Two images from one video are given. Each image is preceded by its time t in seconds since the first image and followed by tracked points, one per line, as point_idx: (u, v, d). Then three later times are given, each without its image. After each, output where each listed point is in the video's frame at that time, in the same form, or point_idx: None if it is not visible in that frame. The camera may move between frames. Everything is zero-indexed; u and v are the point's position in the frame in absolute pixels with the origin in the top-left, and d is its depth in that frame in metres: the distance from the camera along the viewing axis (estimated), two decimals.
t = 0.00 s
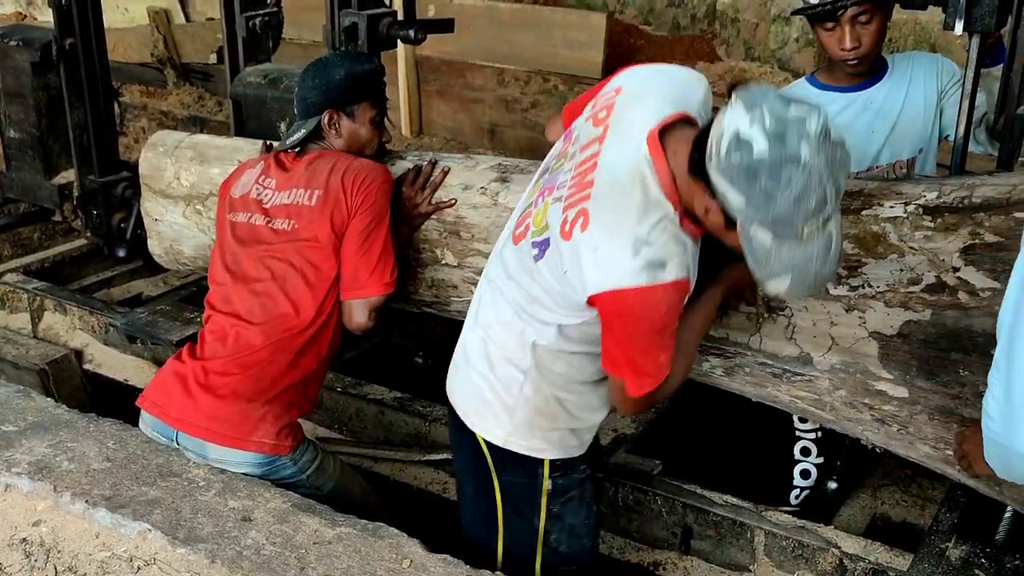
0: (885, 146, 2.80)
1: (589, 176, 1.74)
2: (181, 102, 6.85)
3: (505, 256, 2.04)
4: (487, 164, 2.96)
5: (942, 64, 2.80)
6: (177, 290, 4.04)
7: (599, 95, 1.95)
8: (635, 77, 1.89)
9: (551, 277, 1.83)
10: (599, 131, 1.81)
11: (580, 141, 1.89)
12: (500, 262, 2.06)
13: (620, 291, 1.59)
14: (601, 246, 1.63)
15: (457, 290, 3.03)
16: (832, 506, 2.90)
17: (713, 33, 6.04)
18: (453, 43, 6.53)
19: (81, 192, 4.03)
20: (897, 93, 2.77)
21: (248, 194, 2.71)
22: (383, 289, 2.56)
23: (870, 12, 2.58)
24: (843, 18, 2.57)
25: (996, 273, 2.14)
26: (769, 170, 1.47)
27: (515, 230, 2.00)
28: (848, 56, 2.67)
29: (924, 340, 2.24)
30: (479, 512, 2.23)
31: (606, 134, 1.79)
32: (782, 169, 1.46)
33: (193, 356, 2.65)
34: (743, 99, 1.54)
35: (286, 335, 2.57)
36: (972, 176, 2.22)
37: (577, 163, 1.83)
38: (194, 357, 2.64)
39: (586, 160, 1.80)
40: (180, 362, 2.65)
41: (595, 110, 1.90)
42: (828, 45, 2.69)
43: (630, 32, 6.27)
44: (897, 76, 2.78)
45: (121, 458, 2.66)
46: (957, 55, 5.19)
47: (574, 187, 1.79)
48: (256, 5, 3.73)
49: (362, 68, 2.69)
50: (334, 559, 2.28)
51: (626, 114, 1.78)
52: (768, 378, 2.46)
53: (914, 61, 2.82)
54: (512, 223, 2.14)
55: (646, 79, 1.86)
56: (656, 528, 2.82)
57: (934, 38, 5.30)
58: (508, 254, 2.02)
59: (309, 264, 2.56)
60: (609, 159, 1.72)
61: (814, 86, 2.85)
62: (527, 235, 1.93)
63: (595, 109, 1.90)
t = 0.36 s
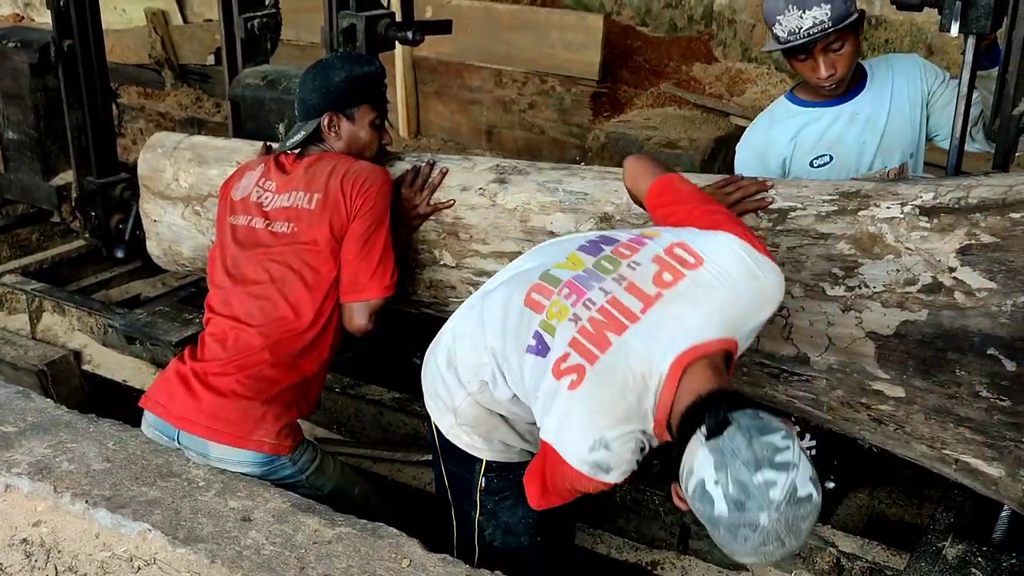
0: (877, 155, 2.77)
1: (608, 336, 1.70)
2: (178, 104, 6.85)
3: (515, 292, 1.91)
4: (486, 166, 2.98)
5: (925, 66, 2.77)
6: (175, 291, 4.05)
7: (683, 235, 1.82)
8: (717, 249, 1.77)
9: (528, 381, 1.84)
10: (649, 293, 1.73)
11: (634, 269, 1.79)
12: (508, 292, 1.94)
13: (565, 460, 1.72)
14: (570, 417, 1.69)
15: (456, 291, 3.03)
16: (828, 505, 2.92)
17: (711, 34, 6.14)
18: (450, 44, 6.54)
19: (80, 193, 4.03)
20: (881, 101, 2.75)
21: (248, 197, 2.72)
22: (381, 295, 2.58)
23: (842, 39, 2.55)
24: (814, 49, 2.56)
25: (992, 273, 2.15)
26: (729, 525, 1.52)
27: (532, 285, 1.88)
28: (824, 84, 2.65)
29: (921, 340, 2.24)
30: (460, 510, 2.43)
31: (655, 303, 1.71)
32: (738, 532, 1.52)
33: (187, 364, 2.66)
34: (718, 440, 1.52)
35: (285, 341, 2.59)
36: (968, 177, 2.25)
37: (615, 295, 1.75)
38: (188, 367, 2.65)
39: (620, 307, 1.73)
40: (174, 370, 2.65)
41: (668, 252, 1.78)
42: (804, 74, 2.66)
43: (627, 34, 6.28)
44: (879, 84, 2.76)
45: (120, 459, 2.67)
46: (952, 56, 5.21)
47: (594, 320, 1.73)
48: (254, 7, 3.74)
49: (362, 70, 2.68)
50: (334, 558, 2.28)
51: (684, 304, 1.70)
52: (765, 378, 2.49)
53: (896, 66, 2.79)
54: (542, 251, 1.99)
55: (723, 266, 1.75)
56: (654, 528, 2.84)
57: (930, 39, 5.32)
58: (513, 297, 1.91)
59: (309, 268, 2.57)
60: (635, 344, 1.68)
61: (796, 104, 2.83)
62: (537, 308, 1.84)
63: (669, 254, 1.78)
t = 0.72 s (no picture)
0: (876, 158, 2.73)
1: (644, 376, 1.70)
2: (177, 105, 6.87)
3: (537, 316, 1.90)
4: (486, 166, 2.98)
5: (916, 70, 2.75)
6: (175, 293, 4.05)
7: (714, 275, 1.86)
8: (752, 293, 1.81)
9: (553, 412, 1.81)
10: (685, 334, 1.75)
11: (668, 308, 1.80)
12: (530, 314, 1.91)
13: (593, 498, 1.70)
14: (605, 456, 1.66)
15: (455, 291, 3.03)
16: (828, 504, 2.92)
17: (709, 35, 6.08)
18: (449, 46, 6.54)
19: (79, 195, 4.03)
20: (875, 107, 2.72)
21: (250, 199, 2.72)
22: (382, 296, 2.58)
23: (835, 45, 2.56)
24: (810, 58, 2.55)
25: (992, 273, 2.15)
26: None
27: (558, 314, 1.87)
28: (823, 94, 2.62)
29: (921, 340, 2.25)
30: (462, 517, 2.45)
31: (691, 346, 1.73)
32: None
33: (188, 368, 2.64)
34: (755, 509, 1.64)
35: (287, 342, 2.59)
36: (968, 178, 2.25)
37: (647, 332, 1.76)
38: (191, 373, 2.62)
39: (655, 348, 1.73)
40: (177, 373, 2.64)
41: (704, 294, 1.81)
42: (801, 87, 2.64)
43: (626, 35, 6.29)
44: (871, 91, 2.74)
45: (121, 460, 2.67)
46: (951, 57, 5.22)
47: (627, 360, 1.73)
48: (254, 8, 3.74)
49: (362, 71, 2.68)
50: (334, 559, 2.28)
51: (721, 349, 1.72)
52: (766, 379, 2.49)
53: (888, 72, 2.78)
54: (562, 274, 1.98)
55: (757, 310, 1.79)
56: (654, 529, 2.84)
57: (928, 40, 5.32)
58: (536, 322, 1.89)
59: (310, 269, 2.58)
60: (672, 385, 1.69)
61: (790, 115, 2.79)
62: (563, 339, 1.83)
63: (705, 296, 1.80)
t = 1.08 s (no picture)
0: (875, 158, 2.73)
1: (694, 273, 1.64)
2: (173, 107, 6.87)
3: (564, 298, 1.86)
4: (481, 168, 2.98)
5: (916, 71, 2.75)
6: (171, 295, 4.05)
7: (715, 185, 1.86)
8: (759, 179, 1.81)
9: (614, 362, 1.72)
10: (714, 230, 1.71)
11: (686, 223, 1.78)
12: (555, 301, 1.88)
13: (690, 409, 1.53)
14: (684, 359, 1.55)
15: (452, 293, 3.04)
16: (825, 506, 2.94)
17: (705, 36, 6.14)
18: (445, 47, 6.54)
19: (74, 196, 4.03)
20: (875, 106, 2.72)
21: (245, 201, 2.72)
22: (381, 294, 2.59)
23: (842, 27, 2.53)
24: (821, 38, 2.50)
25: (987, 275, 2.17)
26: (911, 366, 1.39)
27: (584, 278, 1.84)
28: (833, 78, 2.58)
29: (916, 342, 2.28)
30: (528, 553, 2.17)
31: (724, 236, 1.69)
32: (925, 363, 1.38)
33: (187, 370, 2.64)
34: (868, 282, 1.43)
35: (286, 340, 2.59)
36: (963, 179, 2.24)
37: (678, 247, 1.72)
38: (194, 374, 2.62)
39: (692, 252, 1.69)
40: (178, 374, 2.64)
41: (714, 197, 1.81)
42: (808, 72, 2.59)
43: (622, 36, 6.30)
44: (872, 90, 2.73)
45: (116, 462, 2.67)
46: (946, 58, 5.23)
47: (668, 273, 1.68)
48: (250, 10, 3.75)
49: (359, 74, 2.68)
50: (330, 561, 2.28)
51: (753, 229, 1.69)
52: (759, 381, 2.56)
53: (889, 73, 2.77)
54: (576, 262, 1.98)
55: (769, 186, 1.78)
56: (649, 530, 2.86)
57: (923, 41, 5.33)
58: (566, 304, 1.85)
59: (306, 271, 2.57)
60: (723, 273, 1.62)
61: (789, 112, 2.79)
62: (599, 294, 1.78)
63: (716, 197, 1.80)
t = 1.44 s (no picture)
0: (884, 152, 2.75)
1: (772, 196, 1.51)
2: (169, 108, 6.87)
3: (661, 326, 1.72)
4: (477, 171, 2.98)
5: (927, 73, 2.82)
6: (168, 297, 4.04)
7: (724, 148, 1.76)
8: (762, 108, 1.71)
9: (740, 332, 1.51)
10: (756, 160, 1.61)
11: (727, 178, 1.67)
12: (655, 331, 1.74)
13: (853, 293, 1.34)
14: (815, 253, 1.38)
15: (448, 295, 3.04)
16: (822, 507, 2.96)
17: (701, 38, 6.11)
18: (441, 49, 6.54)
19: (70, 198, 4.02)
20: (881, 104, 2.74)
21: (243, 177, 2.71)
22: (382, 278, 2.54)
23: (846, 23, 2.67)
24: (821, 31, 2.65)
25: (983, 277, 2.17)
26: None
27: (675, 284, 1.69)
28: (833, 70, 2.70)
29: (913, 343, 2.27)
30: None
31: (770, 158, 1.58)
32: None
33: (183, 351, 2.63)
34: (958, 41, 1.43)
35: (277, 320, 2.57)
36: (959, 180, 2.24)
37: (740, 194, 1.59)
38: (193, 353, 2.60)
39: (754, 187, 1.57)
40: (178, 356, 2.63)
41: (734, 148, 1.70)
42: (808, 66, 2.75)
43: (618, 38, 6.29)
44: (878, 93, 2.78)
45: (112, 465, 2.67)
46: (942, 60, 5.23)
47: (745, 214, 1.55)
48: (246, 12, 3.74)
49: (361, 49, 2.70)
50: (327, 564, 2.28)
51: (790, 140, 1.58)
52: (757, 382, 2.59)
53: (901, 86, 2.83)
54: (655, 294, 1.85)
55: (773, 105, 1.70)
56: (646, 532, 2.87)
57: (919, 43, 5.33)
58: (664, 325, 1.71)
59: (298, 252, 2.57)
60: (795, 177, 1.49)
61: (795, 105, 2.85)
62: (694, 284, 1.62)
63: (735, 147, 1.70)
